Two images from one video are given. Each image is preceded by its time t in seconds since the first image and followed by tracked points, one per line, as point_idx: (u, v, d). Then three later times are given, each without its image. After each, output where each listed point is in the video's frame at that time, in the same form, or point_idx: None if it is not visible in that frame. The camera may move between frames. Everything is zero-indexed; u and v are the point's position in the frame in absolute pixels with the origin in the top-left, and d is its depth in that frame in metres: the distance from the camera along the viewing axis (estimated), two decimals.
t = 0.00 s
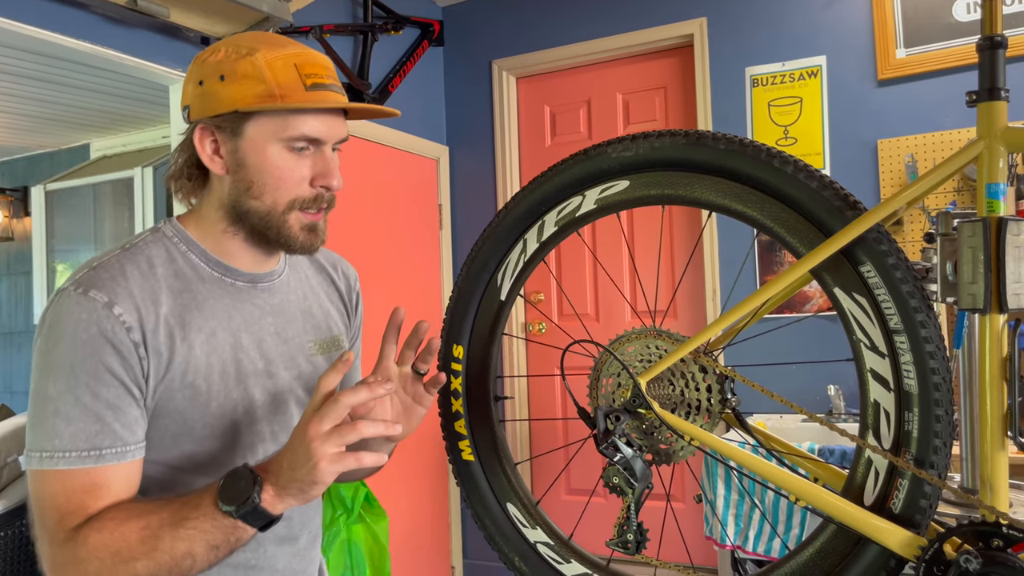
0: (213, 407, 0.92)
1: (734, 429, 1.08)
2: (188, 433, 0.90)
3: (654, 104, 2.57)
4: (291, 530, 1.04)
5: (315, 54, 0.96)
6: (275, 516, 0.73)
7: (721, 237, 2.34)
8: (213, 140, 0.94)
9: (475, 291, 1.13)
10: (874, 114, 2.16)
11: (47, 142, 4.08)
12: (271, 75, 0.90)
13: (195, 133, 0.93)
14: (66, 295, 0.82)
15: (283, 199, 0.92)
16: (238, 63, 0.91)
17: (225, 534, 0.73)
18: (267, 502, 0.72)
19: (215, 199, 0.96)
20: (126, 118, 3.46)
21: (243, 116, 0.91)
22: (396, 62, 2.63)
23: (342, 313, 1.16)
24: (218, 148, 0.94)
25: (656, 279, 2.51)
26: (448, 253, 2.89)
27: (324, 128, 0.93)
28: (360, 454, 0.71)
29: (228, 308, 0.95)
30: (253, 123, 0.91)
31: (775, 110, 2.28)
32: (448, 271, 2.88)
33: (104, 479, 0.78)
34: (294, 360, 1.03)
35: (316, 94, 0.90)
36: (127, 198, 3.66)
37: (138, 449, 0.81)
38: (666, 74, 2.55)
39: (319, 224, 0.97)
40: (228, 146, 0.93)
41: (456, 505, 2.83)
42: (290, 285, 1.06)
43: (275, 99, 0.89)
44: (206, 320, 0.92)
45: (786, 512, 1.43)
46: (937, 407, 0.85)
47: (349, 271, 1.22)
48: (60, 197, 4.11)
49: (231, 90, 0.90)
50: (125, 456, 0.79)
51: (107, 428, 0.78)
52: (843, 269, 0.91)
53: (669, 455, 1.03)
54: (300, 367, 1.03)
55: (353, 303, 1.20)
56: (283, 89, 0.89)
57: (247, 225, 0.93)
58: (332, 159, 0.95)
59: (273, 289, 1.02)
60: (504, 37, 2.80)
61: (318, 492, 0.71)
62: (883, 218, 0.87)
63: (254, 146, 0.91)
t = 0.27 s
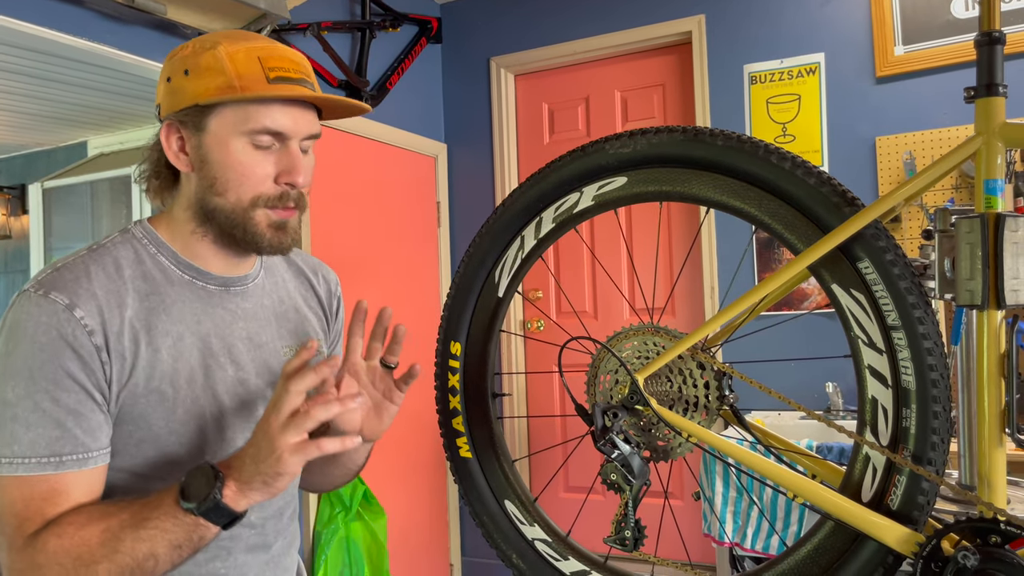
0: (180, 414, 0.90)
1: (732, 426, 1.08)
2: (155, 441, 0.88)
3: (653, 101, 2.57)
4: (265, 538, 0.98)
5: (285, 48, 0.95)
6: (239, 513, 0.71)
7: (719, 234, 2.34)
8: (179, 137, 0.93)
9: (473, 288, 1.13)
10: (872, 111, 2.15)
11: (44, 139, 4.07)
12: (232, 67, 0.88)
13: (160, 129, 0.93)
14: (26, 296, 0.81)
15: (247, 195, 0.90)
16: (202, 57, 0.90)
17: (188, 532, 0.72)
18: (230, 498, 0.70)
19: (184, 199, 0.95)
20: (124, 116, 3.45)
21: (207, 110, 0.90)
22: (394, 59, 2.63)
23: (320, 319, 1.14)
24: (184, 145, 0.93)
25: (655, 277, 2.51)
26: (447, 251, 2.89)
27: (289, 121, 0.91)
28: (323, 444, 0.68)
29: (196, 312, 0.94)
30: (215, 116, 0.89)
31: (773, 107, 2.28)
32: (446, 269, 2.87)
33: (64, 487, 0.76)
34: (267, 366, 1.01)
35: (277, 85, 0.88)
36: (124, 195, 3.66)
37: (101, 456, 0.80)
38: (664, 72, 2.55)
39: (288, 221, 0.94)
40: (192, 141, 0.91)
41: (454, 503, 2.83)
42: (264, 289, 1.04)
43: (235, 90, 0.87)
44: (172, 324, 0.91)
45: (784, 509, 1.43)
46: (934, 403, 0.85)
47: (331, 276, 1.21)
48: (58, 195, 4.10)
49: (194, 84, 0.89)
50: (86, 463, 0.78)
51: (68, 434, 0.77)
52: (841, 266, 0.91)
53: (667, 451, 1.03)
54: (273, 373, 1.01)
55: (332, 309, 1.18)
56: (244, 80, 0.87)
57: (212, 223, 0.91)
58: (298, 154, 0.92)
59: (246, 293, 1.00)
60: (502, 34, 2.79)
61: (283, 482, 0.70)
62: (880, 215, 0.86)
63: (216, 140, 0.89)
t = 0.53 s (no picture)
0: (161, 422, 0.88)
1: (731, 426, 1.08)
2: (132, 445, 0.87)
3: (652, 100, 2.57)
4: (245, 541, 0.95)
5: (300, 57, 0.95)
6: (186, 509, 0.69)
7: (717, 233, 2.34)
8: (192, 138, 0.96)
9: (471, 288, 1.13)
10: (871, 110, 2.15)
11: (43, 139, 4.06)
12: (237, 71, 0.90)
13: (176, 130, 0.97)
14: (23, 280, 0.82)
15: (234, 201, 0.89)
16: (216, 61, 0.93)
17: (132, 529, 0.70)
18: (174, 493, 0.67)
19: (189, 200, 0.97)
20: (123, 115, 3.45)
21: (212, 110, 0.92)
22: (392, 58, 2.62)
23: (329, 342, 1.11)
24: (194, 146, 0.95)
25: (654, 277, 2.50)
26: (446, 251, 2.88)
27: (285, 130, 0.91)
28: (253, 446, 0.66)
29: (193, 318, 0.92)
30: (217, 118, 0.91)
31: (772, 106, 2.28)
32: (445, 269, 2.87)
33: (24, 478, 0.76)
34: (260, 381, 0.98)
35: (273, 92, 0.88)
36: (123, 195, 3.65)
37: (69, 451, 0.80)
38: (663, 71, 2.55)
39: (274, 236, 0.91)
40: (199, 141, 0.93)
41: (453, 503, 2.83)
42: (272, 305, 1.02)
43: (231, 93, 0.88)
44: (167, 328, 0.89)
45: (783, 509, 1.42)
46: (934, 403, 0.84)
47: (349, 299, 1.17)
48: (56, 194, 4.09)
49: (204, 86, 0.92)
50: (53, 455, 0.78)
51: (40, 422, 0.77)
52: (840, 265, 0.90)
53: (666, 452, 1.03)
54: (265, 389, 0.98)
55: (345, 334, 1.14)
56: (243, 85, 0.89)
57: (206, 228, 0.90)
58: (289, 165, 0.91)
59: (250, 307, 0.98)
60: (500, 33, 2.79)
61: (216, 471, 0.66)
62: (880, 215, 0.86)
63: (214, 142, 0.90)
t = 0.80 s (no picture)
0: (171, 420, 0.87)
1: (732, 427, 1.07)
2: (142, 441, 0.86)
3: (652, 100, 2.57)
4: (242, 542, 0.95)
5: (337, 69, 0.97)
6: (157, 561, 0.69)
7: (718, 233, 2.33)
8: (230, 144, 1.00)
9: (472, 289, 1.13)
10: (872, 111, 2.15)
11: (42, 138, 4.05)
12: (274, 83, 0.92)
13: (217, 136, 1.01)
14: (54, 268, 0.85)
15: (263, 208, 0.92)
16: (257, 72, 0.96)
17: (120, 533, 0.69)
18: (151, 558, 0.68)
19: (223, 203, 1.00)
20: (123, 115, 3.44)
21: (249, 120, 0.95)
22: (393, 58, 2.62)
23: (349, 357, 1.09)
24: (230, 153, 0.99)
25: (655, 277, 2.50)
26: (446, 251, 2.88)
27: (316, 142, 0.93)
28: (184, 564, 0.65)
29: (214, 318, 0.92)
30: (253, 127, 0.95)
31: (773, 106, 2.27)
32: (446, 270, 2.87)
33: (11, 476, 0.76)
34: (277, 389, 0.96)
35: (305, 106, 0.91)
36: (123, 195, 3.65)
37: (73, 436, 0.81)
38: (664, 71, 2.54)
39: (301, 243, 0.92)
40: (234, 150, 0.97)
41: (453, 503, 2.83)
42: (294, 313, 1.01)
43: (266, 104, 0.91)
44: (188, 326, 0.90)
45: (784, 510, 1.42)
46: (937, 405, 0.84)
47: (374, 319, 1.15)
48: (56, 194, 4.09)
49: (245, 96, 0.96)
50: (53, 440, 0.79)
51: (48, 406, 0.79)
52: (843, 266, 0.90)
53: (668, 454, 1.02)
54: (280, 398, 0.97)
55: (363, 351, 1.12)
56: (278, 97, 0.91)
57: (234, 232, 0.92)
58: (319, 176, 0.93)
59: (272, 315, 0.98)
60: (501, 33, 2.78)
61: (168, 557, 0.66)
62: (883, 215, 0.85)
63: (249, 150, 0.94)
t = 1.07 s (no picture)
0: (183, 398, 0.87)
1: (734, 430, 1.07)
2: (154, 420, 0.86)
3: (653, 102, 2.57)
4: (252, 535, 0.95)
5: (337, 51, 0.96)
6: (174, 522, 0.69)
7: (719, 235, 2.33)
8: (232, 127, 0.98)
9: (474, 291, 1.13)
10: (873, 113, 2.15)
11: (43, 140, 4.06)
12: (279, 66, 0.91)
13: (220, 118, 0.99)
14: (64, 252, 0.84)
15: (271, 188, 0.91)
16: (260, 54, 0.95)
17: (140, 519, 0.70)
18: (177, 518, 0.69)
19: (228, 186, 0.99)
20: (123, 117, 3.44)
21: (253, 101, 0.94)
22: (394, 60, 2.62)
23: (357, 338, 1.09)
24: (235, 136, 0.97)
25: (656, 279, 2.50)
26: (447, 253, 2.88)
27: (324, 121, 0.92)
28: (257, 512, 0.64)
29: (223, 300, 0.92)
30: (258, 108, 0.93)
31: (774, 109, 2.27)
32: (446, 272, 2.87)
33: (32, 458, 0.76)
34: (287, 370, 0.96)
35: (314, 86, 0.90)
36: (124, 196, 3.65)
37: (88, 417, 0.81)
38: (665, 73, 2.54)
39: (310, 223, 0.92)
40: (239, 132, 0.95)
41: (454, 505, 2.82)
42: (302, 296, 1.01)
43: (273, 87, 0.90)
44: (196, 307, 0.89)
45: (785, 512, 1.42)
46: (939, 408, 0.84)
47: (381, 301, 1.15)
48: (57, 196, 4.09)
49: (247, 78, 0.94)
50: (67, 419, 0.79)
51: (60, 387, 0.78)
52: (845, 269, 0.90)
53: (669, 456, 1.02)
54: (289, 376, 0.96)
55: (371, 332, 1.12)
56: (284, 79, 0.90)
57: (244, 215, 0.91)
58: (327, 155, 0.93)
59: (280, 296, 0.97)
60: (502, 35, 2.78)
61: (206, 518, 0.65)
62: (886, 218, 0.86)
63: (255, 131, 0.93)
